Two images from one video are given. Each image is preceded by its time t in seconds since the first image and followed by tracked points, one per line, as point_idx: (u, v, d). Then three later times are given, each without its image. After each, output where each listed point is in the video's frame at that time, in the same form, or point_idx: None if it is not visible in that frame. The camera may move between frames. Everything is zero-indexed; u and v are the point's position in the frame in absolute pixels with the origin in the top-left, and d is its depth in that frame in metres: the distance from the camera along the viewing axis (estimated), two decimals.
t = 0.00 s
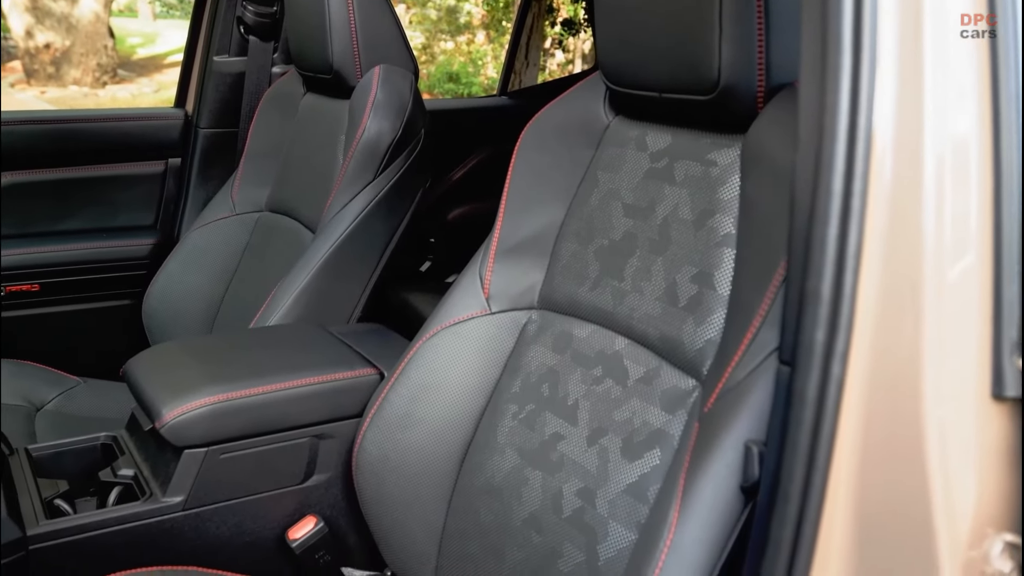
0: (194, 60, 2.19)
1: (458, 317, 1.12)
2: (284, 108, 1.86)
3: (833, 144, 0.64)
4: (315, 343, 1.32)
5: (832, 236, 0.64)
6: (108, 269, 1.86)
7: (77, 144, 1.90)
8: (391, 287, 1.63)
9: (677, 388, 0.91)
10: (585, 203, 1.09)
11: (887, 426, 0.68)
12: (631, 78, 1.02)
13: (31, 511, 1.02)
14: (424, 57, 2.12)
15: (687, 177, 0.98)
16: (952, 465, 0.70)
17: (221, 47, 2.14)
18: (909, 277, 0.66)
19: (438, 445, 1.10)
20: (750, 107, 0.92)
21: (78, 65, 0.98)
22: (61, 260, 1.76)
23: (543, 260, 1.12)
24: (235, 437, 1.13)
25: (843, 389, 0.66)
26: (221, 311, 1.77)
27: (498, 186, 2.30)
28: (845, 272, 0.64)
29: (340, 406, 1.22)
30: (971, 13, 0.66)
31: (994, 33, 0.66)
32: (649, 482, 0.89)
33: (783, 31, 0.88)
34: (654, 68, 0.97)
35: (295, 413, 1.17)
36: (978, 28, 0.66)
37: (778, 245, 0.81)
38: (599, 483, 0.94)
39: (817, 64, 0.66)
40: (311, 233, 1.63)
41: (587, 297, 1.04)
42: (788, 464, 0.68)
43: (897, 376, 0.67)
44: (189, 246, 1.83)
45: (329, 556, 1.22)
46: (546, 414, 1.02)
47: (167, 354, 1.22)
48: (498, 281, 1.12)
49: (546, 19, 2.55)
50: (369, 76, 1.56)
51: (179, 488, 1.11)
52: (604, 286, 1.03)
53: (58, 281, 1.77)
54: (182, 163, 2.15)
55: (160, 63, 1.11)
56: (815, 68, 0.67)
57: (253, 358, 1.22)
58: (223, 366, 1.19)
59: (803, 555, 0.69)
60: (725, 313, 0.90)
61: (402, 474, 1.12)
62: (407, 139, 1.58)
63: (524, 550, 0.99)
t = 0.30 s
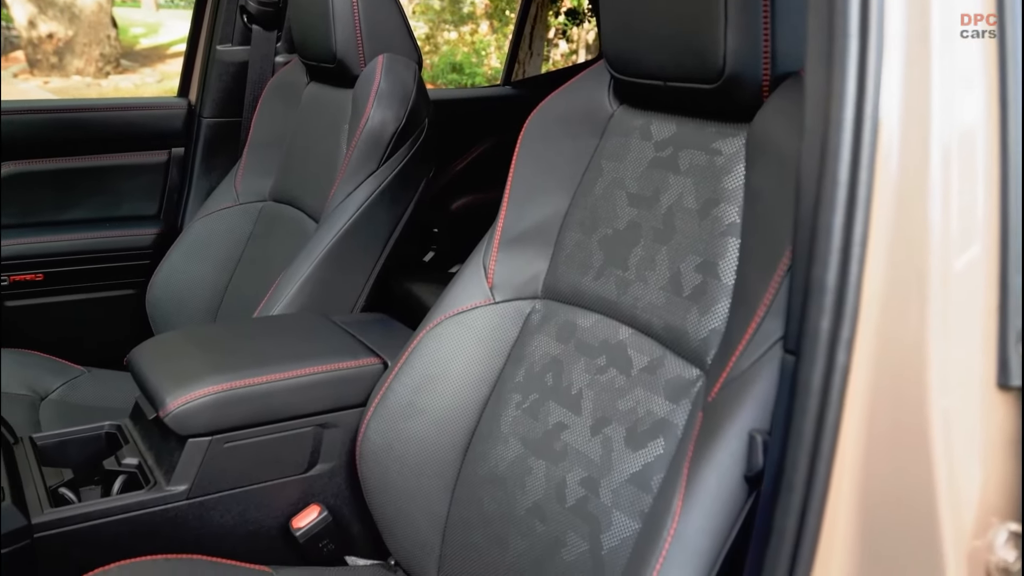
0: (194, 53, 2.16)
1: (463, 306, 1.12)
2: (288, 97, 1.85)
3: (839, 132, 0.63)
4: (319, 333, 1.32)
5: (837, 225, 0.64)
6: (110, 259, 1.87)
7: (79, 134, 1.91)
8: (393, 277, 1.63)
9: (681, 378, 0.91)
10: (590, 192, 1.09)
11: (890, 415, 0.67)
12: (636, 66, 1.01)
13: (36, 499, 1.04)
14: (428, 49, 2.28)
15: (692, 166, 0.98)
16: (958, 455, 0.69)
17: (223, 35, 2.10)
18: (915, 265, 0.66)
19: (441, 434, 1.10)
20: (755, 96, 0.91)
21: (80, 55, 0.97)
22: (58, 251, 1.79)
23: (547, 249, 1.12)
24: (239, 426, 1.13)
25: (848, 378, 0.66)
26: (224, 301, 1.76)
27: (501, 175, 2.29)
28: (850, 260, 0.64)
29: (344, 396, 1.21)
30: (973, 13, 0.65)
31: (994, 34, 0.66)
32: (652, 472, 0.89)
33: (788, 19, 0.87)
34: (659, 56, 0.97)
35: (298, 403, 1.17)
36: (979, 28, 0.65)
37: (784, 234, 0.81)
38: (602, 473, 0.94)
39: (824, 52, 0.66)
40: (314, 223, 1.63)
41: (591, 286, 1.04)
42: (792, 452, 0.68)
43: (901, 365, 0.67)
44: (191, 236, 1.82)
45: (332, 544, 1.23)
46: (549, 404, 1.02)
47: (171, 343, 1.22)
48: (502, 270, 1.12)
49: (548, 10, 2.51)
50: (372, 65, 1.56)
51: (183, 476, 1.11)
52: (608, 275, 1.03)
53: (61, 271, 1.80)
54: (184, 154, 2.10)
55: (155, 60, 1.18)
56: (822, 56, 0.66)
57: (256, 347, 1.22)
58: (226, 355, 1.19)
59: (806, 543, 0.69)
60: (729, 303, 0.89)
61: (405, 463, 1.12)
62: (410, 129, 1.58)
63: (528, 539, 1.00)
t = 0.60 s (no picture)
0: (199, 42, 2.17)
1: (466, 295, 1.12)
2: (291, 85, 1.85)
3: (846, 118, 0.63)
4: (322, 321, 1.31)
5: (843, 212, 0.64)
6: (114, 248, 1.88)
7: (82, 123, 1.91)
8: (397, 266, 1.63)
9: (685, 366, 0.91)
10: (594, 180, 1.09)
11: (896, 403, 0.67)
12: (641, 53, 1.01)
13: (40, 485, 1.05)
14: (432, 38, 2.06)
15: (697, 154, 0.98)
16: (964, 444, 0.69)
17: (227, 24, 2.09)
18: (921, 253, 0.65)
19: (445, 423, 1.10)
20: (761, 83, 0.91)
21: (84, 44, 0.94)
22: (68, 238, 1.79)
23: (552, 237, 1.12)
24: (243, 414, 1.13)
25: (853, 366, 0.65)
26: (227, 290, 1.76)
27: (505, 164, 2.28)
28: (856, 248, 0.64)
29: (347, 384, 1.21)
30: (973, 13, 0.64)
31: (994, 34, 0.65)
32: (656, 461, 0.89)
33: (793, 6, 0.87)
34: (663, 43, 0.96)
35: (302, 391, 1.17)
36: (979, 28, 0.64)
37: (790, 221, 0.81)
38: (606, 461, 0.94)
39: (831, 37, 0.65)
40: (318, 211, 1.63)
41: (595, 274, 1.04)
42: (796, 439, 0.68)
43: (906, 353, 0.66)
44: (195, 224, 1.83)
45: (336, 532, 1.23)
46: (553, 392, 1.02)
47: (176, 331, 1.22)
48: (506, 259, 1.12)
49: None
50: (375, 53, 1.55)
51: (187, 464, 1.11)
52: (612, 264, 1.02)
53: (66, 260, 1.81)
54: (187, 143, 2.10)
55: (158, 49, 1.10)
56: (829, 41, 0.66)
57: (259, 335, 1.22)
58: (229, 342, 1.19)
59: (810, 531, 0.69)
60: (734, 291, 0.89)
61: (409, 451, 1.13)
62: (414, 117, 1.57)
63: (531, 527, 1.00)
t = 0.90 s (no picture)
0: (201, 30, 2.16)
1: (470, 282, 1.12)
2: (295, 72, 1.84)
3: (852, 103, 0.63)
4: (327, 307, 1.31)
5: (849, 197, 0.64)
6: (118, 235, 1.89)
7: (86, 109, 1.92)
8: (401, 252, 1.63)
9: (690, 353, 0.91)
10: (598, 167, 1.08)
11: (903, 390, 0.67)
12: (646, 38, 1.00)
13: (46, 471, 1.05)
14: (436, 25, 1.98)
15: (702, 141, 0.97)
16: (969, 431, 0.69)
17: (231, 9, 2.09)
18: (928, 239, 0.65)
19: (449, 409, 1.10)
20: (766, 69, 0.90)
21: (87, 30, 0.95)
22: (67, 225, 1.80)
23: (556, 224, 1.11)
24: (248, 400, 1.13)
25: (859, 351, 0.65)
26: (232, 277, 1.76)
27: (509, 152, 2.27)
28: (862, 233, 0.63)
29: (351, 370, 1.21)
30: (975, 11, 0.64)
31: (994, 33, 0.64)
32: (660, 447, 0.89)
33: None
34: (669, 29, 0.96)
35: (307, 377, 1.17)
36: (979, 27, 0.64)
37: (796, 207, 0.80)
38: (610, 448, 0.94)
39: (838, 21, 0.65)
40: (322, 198, 1.63)
41: (599, 261, 1.04)
42: (802, 425, 0.68)
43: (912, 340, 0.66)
44: (199, 209, 1.83)
45: (341, 518, 1.23)
46: (558, 378, 1.02)
47: (180, 317, 1.22)
48: (511, 245, 1.11)
49: None
50: (379, 39, 1.54)
51: (192, 449, 1.11)
52: (617, 250, 1.02)
53: (70, 246, 1.82)
54: (191, 130, 2.09)
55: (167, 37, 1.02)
56: (836, 25, 0.66)
57: (263, 321, 1.22)
58: (233, 328, 1.19)
59: (815, 517, 0.69)
60: (739, 278, 0.89)
61: (413, 437, 1.13)
62: (418, 104, 1.57)
63: (535, 514, 1.00)
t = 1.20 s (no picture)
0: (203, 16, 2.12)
1: (474, 270, 1.12)
2: (298, 61, 1.83)
3: (858, 89, 0.62)
4: (330, 296, 1.31)
5: (855, 184, 0.63)
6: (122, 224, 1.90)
7: (89, 98, 1.92)
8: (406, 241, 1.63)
9: (694, 342, 0.91)
10: (602, 155, 1.08)
11: (908, 379, 0.67)
12: (650, 26, 0.99)
13: (50, 459, 1.07)
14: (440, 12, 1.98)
15: (706, 129, 0.97)
16: (975, 420, 0.69)
17: None
18: (934, 227, 0.65)
19: (452, 398, 1.10)
20: (772, 58, 0.90)
21: (91, 21, 0.93)
22: (69, 213, 1.83)
23: (560, 213, 1.11)
24: (252, 388, 1.13)
25: (864, 340, 0.65)
26: (236, 264, 1.76)
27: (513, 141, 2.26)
28: (868, 221, 0.63)
29: (354, 359, 1.21)
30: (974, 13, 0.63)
31: (995, 35, 0.64)
32: (664, 436, 0.89)
33: None
34: (674, 17, 0.95)
35: (310, 365, 1.17)
36: (979, 28, 0.63)
37: (801, 195, 0.80)
38: (614, 437, 0.94)
39: (846, 7, 0.64)
40: (326, 187, 1.62)
41: (603, 250, 1.03)
42: (806, 413, 0.67)
43: (917, 329, 0.66)
44: (203, 198, 1.83)
45: (344, 506, 1.23)
46: (561, 367, 1.02)
47: (183, 306, 1.22)
48: (515, 234, 1.11)
49: None
50: (383, 28, 1.54)
51: (196, 438, 1.12)
52: (621, 239, 1.02)
53: (73, 236, 1.84)
54: (195, 118, 2.08)
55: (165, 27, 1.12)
56: (844, 11, 0.65)
57: (266, 310, 1.22)
58: (236, 317, 1.19)
59: (819, 506, 0.69)
60: (743, 266, 0.89)
61: (417, 426, 1.13)
62: (422, 93, 1.56)
63: (539, 502, 1.00)
